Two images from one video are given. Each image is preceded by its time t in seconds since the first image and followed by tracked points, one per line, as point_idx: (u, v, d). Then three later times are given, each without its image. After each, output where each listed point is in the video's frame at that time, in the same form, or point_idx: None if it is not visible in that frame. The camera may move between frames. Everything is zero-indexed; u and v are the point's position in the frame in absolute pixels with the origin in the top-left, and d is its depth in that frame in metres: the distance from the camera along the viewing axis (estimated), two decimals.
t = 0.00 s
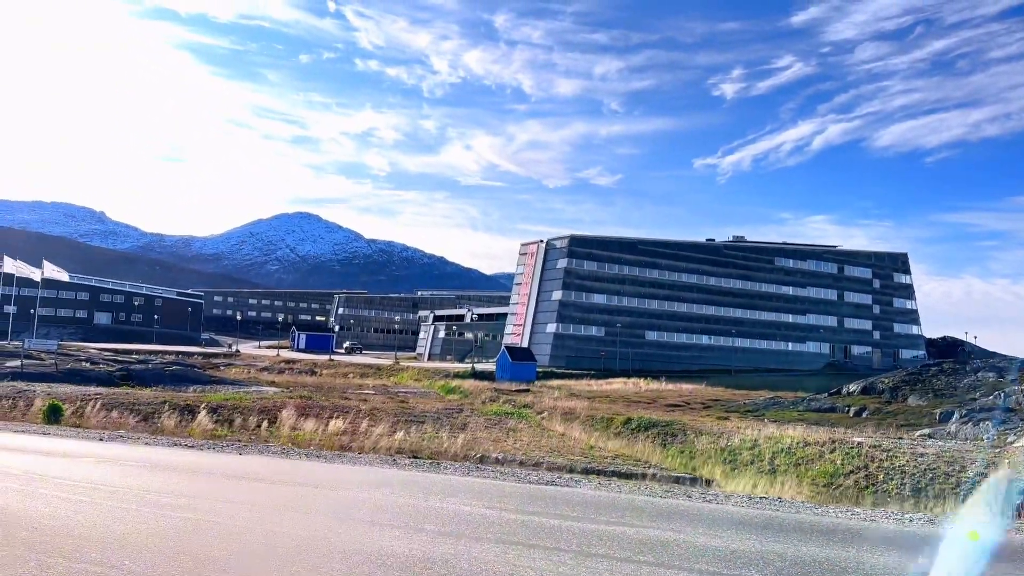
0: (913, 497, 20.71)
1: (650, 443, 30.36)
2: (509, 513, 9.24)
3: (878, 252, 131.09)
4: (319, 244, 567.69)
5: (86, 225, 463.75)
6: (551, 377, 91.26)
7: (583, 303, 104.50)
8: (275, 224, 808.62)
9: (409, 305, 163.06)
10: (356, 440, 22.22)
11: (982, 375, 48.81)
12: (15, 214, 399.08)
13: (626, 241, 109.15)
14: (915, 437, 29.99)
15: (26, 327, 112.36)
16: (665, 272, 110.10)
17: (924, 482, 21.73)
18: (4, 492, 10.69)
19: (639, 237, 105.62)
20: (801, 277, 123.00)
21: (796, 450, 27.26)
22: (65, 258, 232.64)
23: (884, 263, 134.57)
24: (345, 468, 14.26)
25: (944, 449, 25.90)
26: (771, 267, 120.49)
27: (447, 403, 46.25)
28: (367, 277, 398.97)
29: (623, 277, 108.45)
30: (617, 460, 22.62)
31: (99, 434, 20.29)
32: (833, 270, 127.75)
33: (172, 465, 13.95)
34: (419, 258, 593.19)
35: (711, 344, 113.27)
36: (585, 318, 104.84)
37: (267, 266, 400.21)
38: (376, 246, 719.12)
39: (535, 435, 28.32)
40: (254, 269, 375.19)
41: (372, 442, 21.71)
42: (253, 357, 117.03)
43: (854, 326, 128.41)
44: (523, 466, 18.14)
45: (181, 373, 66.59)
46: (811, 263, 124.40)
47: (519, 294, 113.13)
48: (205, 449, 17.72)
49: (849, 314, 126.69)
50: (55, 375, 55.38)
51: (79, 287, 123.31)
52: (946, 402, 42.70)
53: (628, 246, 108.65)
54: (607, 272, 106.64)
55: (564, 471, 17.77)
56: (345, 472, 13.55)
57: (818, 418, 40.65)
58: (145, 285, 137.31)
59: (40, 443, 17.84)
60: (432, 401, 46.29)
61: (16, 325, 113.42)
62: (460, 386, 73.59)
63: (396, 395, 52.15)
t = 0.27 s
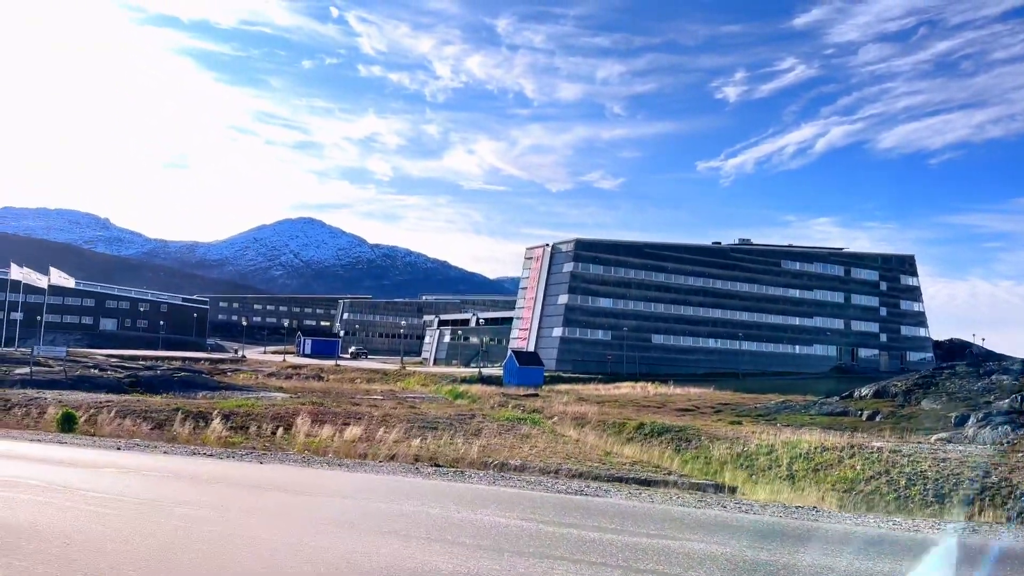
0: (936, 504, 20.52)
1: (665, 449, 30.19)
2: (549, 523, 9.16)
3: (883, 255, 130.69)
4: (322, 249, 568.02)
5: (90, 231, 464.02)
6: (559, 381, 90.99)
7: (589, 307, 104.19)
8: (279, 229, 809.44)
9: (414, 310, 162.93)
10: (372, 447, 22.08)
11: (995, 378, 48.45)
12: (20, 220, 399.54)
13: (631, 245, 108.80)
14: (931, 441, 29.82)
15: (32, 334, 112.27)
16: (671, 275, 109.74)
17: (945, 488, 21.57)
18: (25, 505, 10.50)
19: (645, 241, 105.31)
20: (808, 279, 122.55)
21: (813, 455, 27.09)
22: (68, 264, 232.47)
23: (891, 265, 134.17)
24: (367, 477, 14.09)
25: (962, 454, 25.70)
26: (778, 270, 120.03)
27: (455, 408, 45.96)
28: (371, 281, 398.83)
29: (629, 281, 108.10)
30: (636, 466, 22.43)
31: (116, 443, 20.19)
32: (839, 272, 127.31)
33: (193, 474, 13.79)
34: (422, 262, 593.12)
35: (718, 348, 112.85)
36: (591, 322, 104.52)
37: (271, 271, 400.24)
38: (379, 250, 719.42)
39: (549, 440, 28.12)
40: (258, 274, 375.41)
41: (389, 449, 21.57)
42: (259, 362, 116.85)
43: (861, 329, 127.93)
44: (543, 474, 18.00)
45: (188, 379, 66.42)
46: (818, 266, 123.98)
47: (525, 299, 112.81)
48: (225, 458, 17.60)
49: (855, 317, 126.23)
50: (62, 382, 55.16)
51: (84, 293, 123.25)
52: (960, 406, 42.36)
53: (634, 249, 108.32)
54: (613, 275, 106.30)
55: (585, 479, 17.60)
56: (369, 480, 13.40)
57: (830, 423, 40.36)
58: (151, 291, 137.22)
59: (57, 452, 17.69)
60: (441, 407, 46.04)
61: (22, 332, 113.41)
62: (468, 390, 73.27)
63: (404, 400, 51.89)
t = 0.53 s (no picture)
0: (967, 505, 20.15)
1: (685, 450, 29.90)
2: (596, 524, 8.93)
3: (895, 254, 129.78)
4: (330, 252, 569.32)
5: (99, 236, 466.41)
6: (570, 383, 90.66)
7: (600, 308, 103.81)
8: (286, 233, 812.05)
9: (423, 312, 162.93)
10: (393, 449, 21.87)
11: (1014, 378, 47.97)
12: (30, 226, 401.94)
13: (642, 246, 108.32)
14: (954, 440, 29.50)
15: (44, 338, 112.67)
16: (681, 276, 109.24)
17: (976, 489, 21.20)
18: (55, 505, 10.26)
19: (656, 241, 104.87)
20: (819, 279, 121.90)
21: (837, 456, 26.77)
22: (78, 269, 233.47)
23: (902, 265, 133.28)
24: (398, 477, 13.89)
25: (989, 454, 25.32)
26: (789, 270, 119.32)
27: (469, 410, 45.73)
28: (379, 284, 399.32)
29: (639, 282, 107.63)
30: (660, 467, 22.20)
31: (137, 446, 20.09)
32: (851, 272, 126.48)
33: (219, 477, 13.64)
34: (430, 265, 593.66)
35: (729, 348, 112.34)
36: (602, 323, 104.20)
37: (279, 274, 401.36)
38: (386, 253, 720.44)
39: (570, 442, 27.89)
40: (266, 277, 376.16)
41: (411, 451, 21.36)
42: (269, 365, 116.95)
43: (873, 329, 127.03)
44: (571, 476, 17.71)
45: (202, 382, 66.50)
46: (829, 265, 123.31)
47: (535, 300, 112.53)
48: (249, 460, 17.42)
49: (867, 317, 125.38)
50: (76, 386, 55.22)
51: (95, 297, 123.63)
52: (981, 405, 41.89)
53: (645, 250, 107.85)
54: (624, 276, 105.87)
55: (613, 479, 17.33)
56: (400, 482, 13.23)
57: (849, 423, 39.97)
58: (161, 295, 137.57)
59: (81, 455, 17.63)
60: (455, 409, 45.81)
61: (34, 336, 113.81)
62: (479, 392, 73.04)
63: (418, 403, 51.72)
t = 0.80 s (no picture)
0: (1003, 509, 19.75)
1: (708, 452, 29.57)
2: (647, 536, 8.66)
3: (911, 254, 128.57)
4: (340, 255, 570.67)
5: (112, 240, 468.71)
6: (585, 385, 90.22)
7: (614, 309, 103.24)
8: (297, 236, 814.52)
9: (435, 315, 162.88)
10: (417, 454, 21.63)
11: None
12: (44, 231, 404.44)
13: (656, 247, 107.61)
14: (983, 443, 29.06)
15: (60, 343, 113.08)
16: (696, 277, 108.52)
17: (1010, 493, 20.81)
18: (88, 517, 10.07)
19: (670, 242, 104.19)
20: (834, 279, 120.94)
21: (864, 459, 26.37)
22: (91, 273, 234.46)
23: (918, 264, 132.09)
24: (428, 483, 13.65)
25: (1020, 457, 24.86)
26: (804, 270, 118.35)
27: (486, 413, 45.42)
28: (390, 286, 399.78)
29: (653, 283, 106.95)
30: (688, 472, 21.86)
31: (162, 453, 19.98)
32: (866, 272, 125.35)
33: (248, 485, 13.45)
34: (440, 267, 594.16)
35: (744, 349, 111.62)
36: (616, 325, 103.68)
37: (290, 277, 402.43)
38: (397, 256, 721.46)
39: (593, 446, 27.57)
40: (278, 281, 377.25)
41: (436, 456, 21.11)
42: (283, 369, 117.05)
43: (889, 329, 125.88)
44: (601, 481, 17.42)
45: (217, 387, 66.44)
46: (844, 265, 122.30)
47: (549, 302, 112.05)
48: (275, 467, 17.24)
49: (883, 317, 124.26)
50: (92, 391, 55.17)
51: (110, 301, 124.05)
52: (1005, 407, 41.31)
53: (659, 251, 107.15)
54: (638, 277, 105.24)
55: (644, 485, 17.02)
56: (432, 489, 12.98)
57: (872, 425, 39.47)
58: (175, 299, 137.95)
59: (107, 463, 17.51)
60: (472, 411, 45.51)
61: (50, 341, 114.31)
62: (495, 395, 72.70)
63: (434, 406, 51.44)
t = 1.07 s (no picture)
0: None
1: (734, 452, 29.20)
2: (701, 538, 8.44)
3: (931, 252, 127.22)
4: (354, 257, 572.28)
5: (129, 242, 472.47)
6: (603, 386, 89.79)
7: (631, 309, 102.61)
8: (311, 238, 817.65)
9: (450, 316, 162.89)
10: (443, 454, 21.50)
11: None
12: (61, 235, 408.20)
13: (673, 246, 106.85)
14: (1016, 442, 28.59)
15: (79, 346, 113.92)
16: (713, 276, 107.71)
17: None
18: (127, 518, 9.97)
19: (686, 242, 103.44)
20: (853, 278, 119.74)
21: (895, 458, 25.94)
22: (109, 276, 236.37)
23: (938, 263, 130.65)
24: (463, 484, 13.44)
25: None
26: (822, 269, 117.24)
27: (505, 413, 45.20)
28: (404, 288, 400.41)
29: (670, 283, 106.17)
30: (718, 473, 21.51)
31: (189, 454, 20.01)
32: (885, 270, 124.03)
33: (282, 485, 13.31)
34: (454, 268, 594.94)
35: (763, 349, 110.73)
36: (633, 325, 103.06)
37: (305, 279, 404.16)
38: (410, 257, 723.12)
39: (618, 446, 27.32)
40: (293, 283, 378.71)
41: (462, 456, 20.99)
42: (300, 370, 117.36)
43: (909, 328, 124.45)
44: (630, 482, 17.15)
45: (238, 388, 66.72)
46: (863, 264, 121.07)
47: (566, 303, 111.65)
48: (303, 467, 17.14)
49: (903, 315, 122.94)
50: (113, 392, 55.43)
51: (128, 304, 124.87)
52: None
53: (676, 251, 106.40)
54: (654, 277, 104.57)
55: (676, 486, 16.70)
56: (468, 490, 12.77)
57: (896, 424, 38.95)
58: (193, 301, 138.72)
59: (137, 465, 17.43)
60: (492, 412, 45.32)
61: (70, 343, 115.23)
62: (513, 395, 72.48)
63: (453, 407, 51.23)
